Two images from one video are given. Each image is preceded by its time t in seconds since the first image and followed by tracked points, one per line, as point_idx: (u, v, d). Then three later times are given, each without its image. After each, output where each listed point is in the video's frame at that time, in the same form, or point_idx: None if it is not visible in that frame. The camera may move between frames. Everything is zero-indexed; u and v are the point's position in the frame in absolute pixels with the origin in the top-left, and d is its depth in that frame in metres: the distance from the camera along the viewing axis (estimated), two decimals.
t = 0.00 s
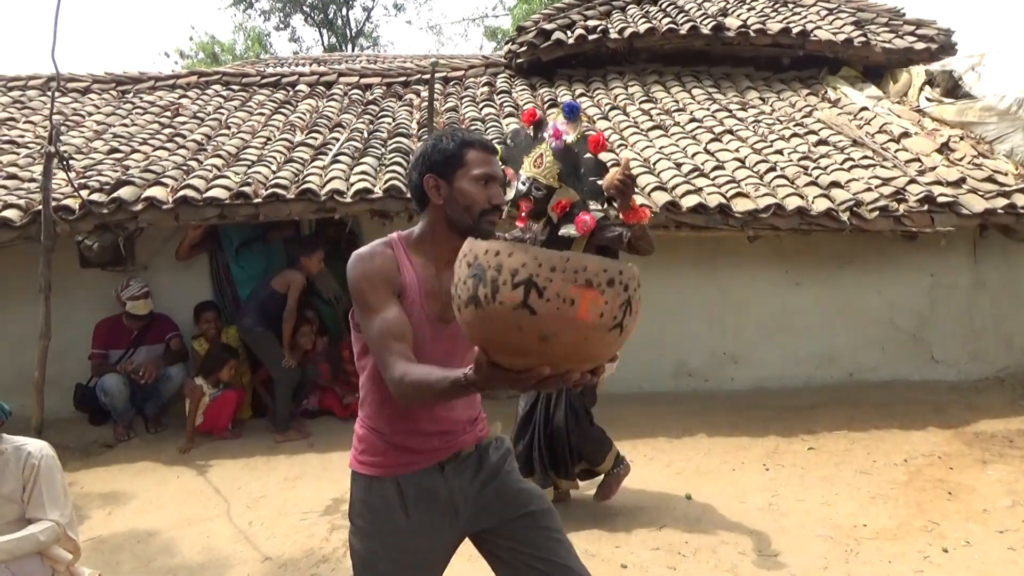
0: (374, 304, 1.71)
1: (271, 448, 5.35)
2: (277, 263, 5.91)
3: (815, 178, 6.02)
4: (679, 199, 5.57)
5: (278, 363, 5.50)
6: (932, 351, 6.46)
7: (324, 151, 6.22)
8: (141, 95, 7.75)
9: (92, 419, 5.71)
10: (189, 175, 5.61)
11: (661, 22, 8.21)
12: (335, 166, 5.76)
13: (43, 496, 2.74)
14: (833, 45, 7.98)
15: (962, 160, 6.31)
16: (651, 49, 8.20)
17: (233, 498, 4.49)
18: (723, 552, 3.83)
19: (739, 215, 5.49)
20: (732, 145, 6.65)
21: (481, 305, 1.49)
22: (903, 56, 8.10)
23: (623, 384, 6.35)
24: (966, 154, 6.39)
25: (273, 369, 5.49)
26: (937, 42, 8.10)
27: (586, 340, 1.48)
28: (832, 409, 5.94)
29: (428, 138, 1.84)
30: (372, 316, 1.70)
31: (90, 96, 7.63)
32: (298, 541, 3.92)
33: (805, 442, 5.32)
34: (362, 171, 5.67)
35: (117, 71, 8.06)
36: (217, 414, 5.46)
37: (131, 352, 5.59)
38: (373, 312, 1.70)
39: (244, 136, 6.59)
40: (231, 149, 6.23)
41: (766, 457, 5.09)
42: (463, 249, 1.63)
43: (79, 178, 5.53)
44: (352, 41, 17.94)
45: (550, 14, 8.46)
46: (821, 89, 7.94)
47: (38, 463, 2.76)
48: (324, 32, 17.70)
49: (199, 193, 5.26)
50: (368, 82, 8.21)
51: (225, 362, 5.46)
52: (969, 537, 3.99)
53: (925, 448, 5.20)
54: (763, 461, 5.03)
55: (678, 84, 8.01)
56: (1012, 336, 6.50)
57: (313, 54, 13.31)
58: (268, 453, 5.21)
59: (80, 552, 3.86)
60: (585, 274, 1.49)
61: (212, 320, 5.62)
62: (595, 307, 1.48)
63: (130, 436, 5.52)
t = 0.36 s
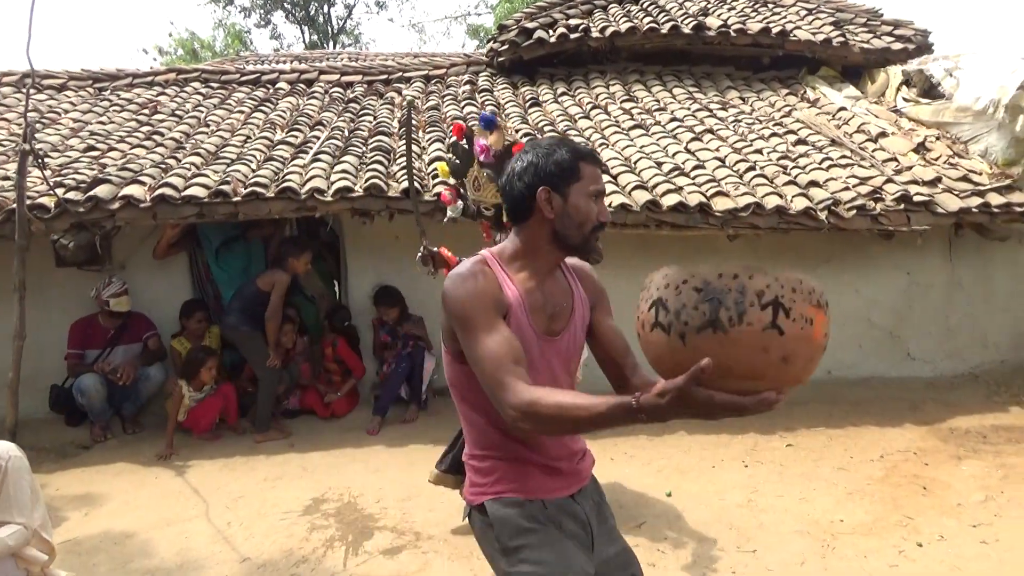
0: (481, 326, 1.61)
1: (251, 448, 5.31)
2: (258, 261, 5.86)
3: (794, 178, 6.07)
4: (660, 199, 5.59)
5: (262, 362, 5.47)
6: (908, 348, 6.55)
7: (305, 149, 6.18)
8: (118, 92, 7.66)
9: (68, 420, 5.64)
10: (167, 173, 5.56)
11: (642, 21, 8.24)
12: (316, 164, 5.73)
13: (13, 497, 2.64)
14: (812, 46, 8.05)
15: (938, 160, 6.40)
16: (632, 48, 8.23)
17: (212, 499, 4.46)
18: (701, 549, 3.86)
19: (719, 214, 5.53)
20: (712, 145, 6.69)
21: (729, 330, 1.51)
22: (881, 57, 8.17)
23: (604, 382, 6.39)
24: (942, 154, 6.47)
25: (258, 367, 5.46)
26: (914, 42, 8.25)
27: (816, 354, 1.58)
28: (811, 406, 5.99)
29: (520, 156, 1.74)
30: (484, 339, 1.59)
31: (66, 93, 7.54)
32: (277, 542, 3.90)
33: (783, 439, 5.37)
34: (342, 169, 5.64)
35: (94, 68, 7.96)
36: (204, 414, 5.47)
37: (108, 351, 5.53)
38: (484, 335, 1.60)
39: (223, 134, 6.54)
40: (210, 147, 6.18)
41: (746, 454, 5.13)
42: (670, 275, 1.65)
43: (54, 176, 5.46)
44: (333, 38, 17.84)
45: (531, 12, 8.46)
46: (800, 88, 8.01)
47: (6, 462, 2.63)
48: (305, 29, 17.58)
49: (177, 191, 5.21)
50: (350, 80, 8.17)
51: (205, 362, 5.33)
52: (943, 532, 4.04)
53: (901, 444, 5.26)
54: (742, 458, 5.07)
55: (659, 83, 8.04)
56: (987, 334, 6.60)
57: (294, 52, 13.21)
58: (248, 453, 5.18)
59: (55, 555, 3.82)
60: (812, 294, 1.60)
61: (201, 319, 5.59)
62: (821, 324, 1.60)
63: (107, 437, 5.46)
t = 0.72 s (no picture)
0: (628, 335, 1.61)
1: (233, 448, 5.28)
2: (238, 260, 5.79)
3: (773, 177, 6.12)
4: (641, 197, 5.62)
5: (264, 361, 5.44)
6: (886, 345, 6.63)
7: (285, 148, 6.15)
8: (95, 90, 7.57)
9: (46, 422, 5.58)
10: (146, 172, 5.51)
11: (623, 20, 8.26)
12: (297, 164, 5.70)
13: None
14: (792, 45, 8.12)
15: (915, 159, 6.48)
16: (614, 47, 8.26)
17: (193, 500, 4.43)
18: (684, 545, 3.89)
19: (699, 213, 5.56)
20: (693, 144, 6.73)
21: (930, 302, 1.79)
22: (859, 57, 8.25)
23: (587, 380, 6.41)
24: (919, 153, 6.55)
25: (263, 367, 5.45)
26: (892, 43, 8.32)
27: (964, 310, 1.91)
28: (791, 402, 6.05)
29: (611, 166, 1.74)
30: (637, 345, 1.60)
31: (42, 91, 7.44)
32: (259, 543, 3.88)
33: (763, 436, 5.42)
34: (324, 168, 5.62)
35: (70, 65, 7.86)
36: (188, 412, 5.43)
37: (87, 353, 5.47)
38: (632, 342, 1.61)
39: (203, 133, 6.48)
40: (189, 146, 6.13)
41: (727, 450, 5.17)
42: (857, 260, 1.91)
43: (30, 176, 5.39)
44: (314, 36, 17.72)
45: (513, 12, 8.46)
46: (780, 88, 8.07)
47: None
48: (286, 27, 17.45)
49: (157, 191, 5.17)
50: (331, 78, 8.13)
51: (190, 363, 5.32)
52: (921, 526, 4.10)
53: (879, 439, 5.33)
54: (724, 454, 5.11)
55: (640, 82, 8.07)
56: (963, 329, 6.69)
57: (275, 50, 13.10)
58: (230, 453, 5.15)
59: (32, 559, 3.78)
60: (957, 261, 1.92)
61: (179, 317, 5.52)
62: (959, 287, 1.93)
63: (86, 439, 5.41)
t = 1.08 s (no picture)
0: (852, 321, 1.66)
1: (217, 448, 5.25)
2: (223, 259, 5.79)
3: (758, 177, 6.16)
4: (627, 197, 5.64)
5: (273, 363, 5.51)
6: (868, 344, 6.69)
7: (270, 146, 6.11)
8: (77, 87, 7.49)
9: (27, 422, 5.52)
10: (128, 170, 5.46)
11: (609, 20, 8.28)
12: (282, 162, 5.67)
13: None
14: (776, 46, 8.17)
15: (897, 159, 6.54)
16: (599, 47, 8.28)
17: (177, 501, 4.40)
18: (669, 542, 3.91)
19: (685, 212, 5.59)
20: (679, 144, 6.76)
21: None
22: (842, 58, 8.33)
23: (573, 379, 6.42)
24: (901, 153, 6.62)
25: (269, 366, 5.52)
26: (874, 44, 8.40)
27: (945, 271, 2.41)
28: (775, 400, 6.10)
29: (757, 160, 1.77)
30: (860, 330, 1.67)
31: (23, 87, 7.35)
32: (243, 543, 3.86)
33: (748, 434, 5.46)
34: (309, 167, 5.59)
35: (51, 62, 7.78)
36: (175, 407, 5.42)
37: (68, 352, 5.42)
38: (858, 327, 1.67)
39: (187, 131, 6.43)
40: (173, 143, 6.08)
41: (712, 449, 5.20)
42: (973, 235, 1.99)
43: (11, 173, 5.33)
44: (299, 34, 17.64)
45: (498, 11, 8.46)
46: (764, 88, 8.13)
47: None
48: (270, 24, 17.34)
49: (139, 189, 5.12)
50: (316, 76, 8.09)
51: (188, 353, 5.37)
52: (903, 523, 4.14)
53: (861, 437, 5.38)
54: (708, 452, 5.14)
55: (625, 82, 8.10)
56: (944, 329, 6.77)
57: (260, 47, 13.02)
58: (214, 453, 5.12)
59: (12, 561, 3.74)
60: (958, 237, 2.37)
61: (161, 312, 5.52)
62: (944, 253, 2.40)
63: (67, 439, 5.35)
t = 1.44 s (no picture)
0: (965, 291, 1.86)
1: (209, 447, 5.22)
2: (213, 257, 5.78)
3: (749, 176, 6.19)
4: (619, 197, 5.65)
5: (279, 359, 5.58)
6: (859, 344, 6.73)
7: (262, 144, 6.09)
8: (67, 84, 7.45)
9: (17, 422, 5.48)
10: (120, 168, 5.43)
11: (602, 19, 8.29)
12: (274, 160, 5.66)
13: None
14: (768, 46, 8.20)
15: (888, 160, 6.57)
16: (592, 47, 8.29)
17: (168, 500, 4.38)
18: (661, 541, 3.92)
19: (677, 212, 5.60)
20: (671, 143, 6.77)
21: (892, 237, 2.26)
22: (833, 59, 8.36)
23: (566, 379, 6.42)
24: (892, 154, 6.65)
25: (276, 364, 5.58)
26: (865, 45, 8.40)
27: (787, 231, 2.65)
28: (766, 399, 6.12)
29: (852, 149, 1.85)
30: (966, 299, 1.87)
31: (12, 85, 7.30)
32: (235, 543, 3.85)
33: (740, 433, 5.47)
34: (301, 165, 5.58)
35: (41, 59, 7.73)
36: (169, 407, 5.46)
37: (55, 354, 5.39)
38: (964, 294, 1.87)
39: (178, 129, 6.41)
40: (164, 142, 6.05)
41: (704, 448, 5.22)
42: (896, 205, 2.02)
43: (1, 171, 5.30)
44: (291, 32, 17.61)
45: (491, 10, 8.46)
46: (756, 89, 8.15)
47: None
48: (262, 22, 17.28)
49: (130, 187, 5.10)
50: (308, 75, 8.07)
51: (176, 354, 5.39)
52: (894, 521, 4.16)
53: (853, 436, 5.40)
54: (701, 451, 5.16)
55: (618, 82, 8.11)
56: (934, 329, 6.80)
57: (252, 46, 12.98)
58: (205, 453, 5.10)
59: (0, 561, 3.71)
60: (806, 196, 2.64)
61: (161, 320, 5.52)
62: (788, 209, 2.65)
63: (58, 438, 5.31)
